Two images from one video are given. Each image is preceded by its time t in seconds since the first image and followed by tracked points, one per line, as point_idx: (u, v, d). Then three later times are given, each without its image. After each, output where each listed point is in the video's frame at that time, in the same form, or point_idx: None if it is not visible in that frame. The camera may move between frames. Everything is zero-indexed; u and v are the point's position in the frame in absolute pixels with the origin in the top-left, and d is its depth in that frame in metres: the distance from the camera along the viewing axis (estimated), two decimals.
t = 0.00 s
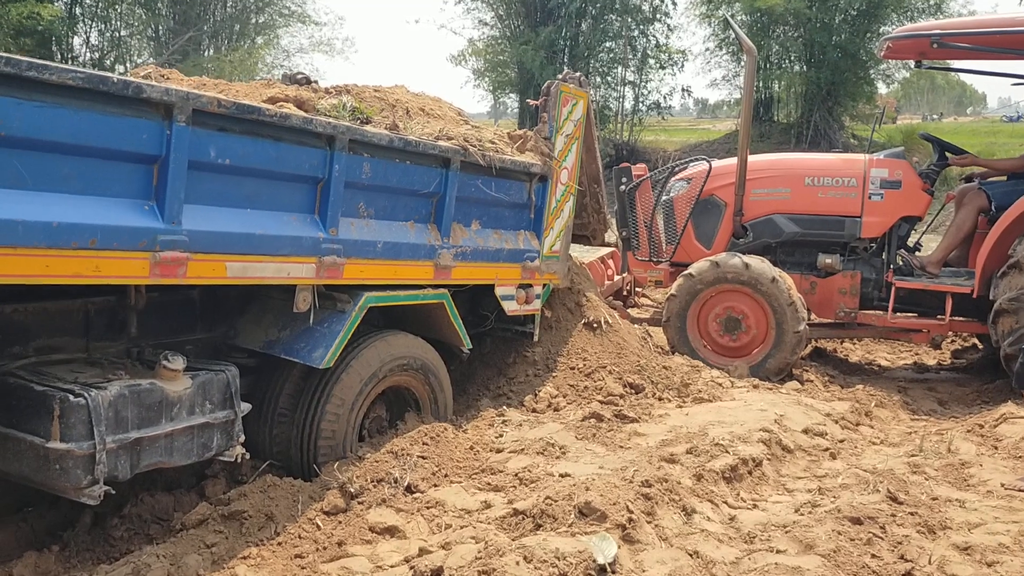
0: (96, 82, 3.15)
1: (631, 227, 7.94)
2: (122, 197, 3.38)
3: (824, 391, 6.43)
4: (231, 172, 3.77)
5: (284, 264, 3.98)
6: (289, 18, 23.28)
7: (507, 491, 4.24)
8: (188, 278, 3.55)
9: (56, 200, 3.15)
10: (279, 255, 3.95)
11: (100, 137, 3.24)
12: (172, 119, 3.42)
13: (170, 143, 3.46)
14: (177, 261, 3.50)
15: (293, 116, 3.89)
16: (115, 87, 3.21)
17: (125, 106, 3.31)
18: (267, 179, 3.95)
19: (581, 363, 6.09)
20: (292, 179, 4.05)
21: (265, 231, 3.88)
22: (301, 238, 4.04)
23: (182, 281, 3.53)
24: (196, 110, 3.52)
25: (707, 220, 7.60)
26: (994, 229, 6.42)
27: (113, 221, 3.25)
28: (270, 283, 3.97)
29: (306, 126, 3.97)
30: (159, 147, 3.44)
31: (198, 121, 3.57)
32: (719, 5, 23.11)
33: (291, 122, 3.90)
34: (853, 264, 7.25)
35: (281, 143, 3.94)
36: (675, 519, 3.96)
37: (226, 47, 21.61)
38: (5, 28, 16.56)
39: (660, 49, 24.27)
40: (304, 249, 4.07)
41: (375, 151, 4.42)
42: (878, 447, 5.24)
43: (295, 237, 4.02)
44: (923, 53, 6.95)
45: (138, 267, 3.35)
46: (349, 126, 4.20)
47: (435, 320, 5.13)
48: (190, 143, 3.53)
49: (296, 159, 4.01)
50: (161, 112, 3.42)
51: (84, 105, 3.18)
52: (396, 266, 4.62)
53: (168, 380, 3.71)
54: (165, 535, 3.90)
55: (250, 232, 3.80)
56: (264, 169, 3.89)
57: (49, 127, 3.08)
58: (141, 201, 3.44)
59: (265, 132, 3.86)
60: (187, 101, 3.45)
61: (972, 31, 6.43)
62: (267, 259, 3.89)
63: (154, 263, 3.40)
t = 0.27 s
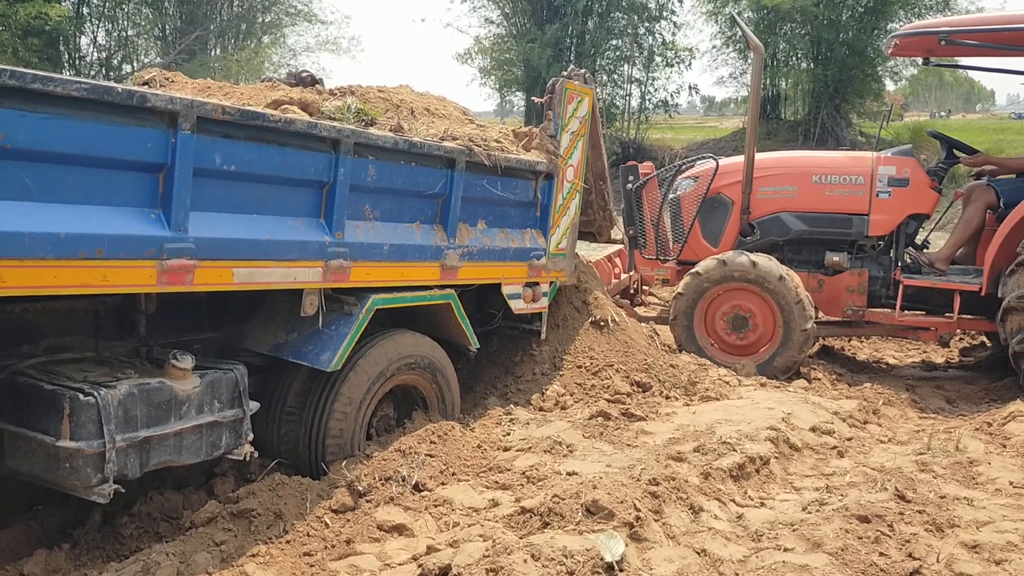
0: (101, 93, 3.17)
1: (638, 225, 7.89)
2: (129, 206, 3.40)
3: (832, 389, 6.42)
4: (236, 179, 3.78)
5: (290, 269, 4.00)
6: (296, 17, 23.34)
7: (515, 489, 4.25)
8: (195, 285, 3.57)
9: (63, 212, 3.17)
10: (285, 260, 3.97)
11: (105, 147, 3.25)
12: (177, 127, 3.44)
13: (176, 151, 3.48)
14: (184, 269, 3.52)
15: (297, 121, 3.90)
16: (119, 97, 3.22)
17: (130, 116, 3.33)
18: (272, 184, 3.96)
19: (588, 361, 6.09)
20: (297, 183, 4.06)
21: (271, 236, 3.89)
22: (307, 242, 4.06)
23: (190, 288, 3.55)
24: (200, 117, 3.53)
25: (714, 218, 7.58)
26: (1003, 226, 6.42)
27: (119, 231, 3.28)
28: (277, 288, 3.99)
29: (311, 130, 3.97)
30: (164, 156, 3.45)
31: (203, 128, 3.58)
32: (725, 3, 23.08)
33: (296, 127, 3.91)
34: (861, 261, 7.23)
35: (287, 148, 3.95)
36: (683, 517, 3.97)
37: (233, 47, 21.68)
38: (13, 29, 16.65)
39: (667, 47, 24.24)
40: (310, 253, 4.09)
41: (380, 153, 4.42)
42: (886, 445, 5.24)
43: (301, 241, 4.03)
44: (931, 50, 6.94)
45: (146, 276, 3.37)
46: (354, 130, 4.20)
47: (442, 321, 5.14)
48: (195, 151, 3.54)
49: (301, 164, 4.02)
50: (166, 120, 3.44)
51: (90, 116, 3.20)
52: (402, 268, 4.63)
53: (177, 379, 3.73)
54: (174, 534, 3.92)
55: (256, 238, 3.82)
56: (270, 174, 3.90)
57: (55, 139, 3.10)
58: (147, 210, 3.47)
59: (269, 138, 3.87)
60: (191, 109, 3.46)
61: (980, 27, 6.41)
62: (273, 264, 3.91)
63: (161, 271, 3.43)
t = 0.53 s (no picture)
0: (105, 106, 3.18)
1: (644, 227, 7.89)
2: (134, 217, 3.43)
3: (838, 389, 6.41)
4: (241, 187, 3.80)
5: (296, 276, 4.01)
6: (302, 18, 23.40)
7: (521, 490, 4.26)
8: (202, 294, 3.59)
9: (69, 224, 3.20)
10: (291, 267, 3.98)
11: (110, 159, 3.27)
12: (182, 138, 3.45)
13: (180, 161, 3.49)
14: (191, 278, 3.54)
15: (301, 129, 3.91)
16: (124, 109, 3.24)
17: (134, 128, 3.34)
18: (277, 192, 3.98)
19: (594, 362, 6.10)
20: (302, 190, 4.07)
21: (276, 244, 3.91)
22: (313, 249, 4.07)
23: (196, 298, 3.58)
24: (205, 127, 3.54)
25: (721, 219, 7.57)
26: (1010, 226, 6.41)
27: (126, 242, 3.30)
28: (283, 294, 4.00)
29: (315, 137, 3.98)
30: (169, 166, 3.47)
31: (208, 138, 3.59)
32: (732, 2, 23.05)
33: (300, 135, 3.92)
34: (868, 262, 7.21)
35: (291, 155, 3.96)
36: (689, 517, 3.97)
37: (240, 48, 21.75)
38: (22, 31, 16.76)
39: (673, 46, 24.21)
40: (316, 259, 4.10)
41: (384, 158, 4.43)
42: (892, 445, 5.23)
43: (307, 247, 4.05)
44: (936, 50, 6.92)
45: (152, 286, 3.40)
46: (358, 135, 4.21)
47: (448, 323, 5.15)
48: (200, 161, 3.56)
49: (306, 170, 4.04)
50: (171, 131, 3.45)
51: (94, 129, 3.21)
52: (408, 271, 4.64)
53: (185, 380, 3.75)
54: (182, 534, 3.94)
55: (262, 245, 3.84)
56: (274, 182, 3.91)
57: (61, 153, 3.12)
58: (152, 220, 3.49)
59: (274, 145, 3.87)
60: (195, 120, 3.47)
61: (986, 27, 6.40)
62: (279, 272, 3.93)
63: (168, 281, 3.45)
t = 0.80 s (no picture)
0: (110, 116, 3.21)
1: (657, 228, 7.91)
2: (140, 226, 3.45)
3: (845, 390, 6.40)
4: (247, 194, 3.82)
5: (302, 281, 4.03)
6: (309, 19, 23.43)
7: (527, 490, 4.27)
8: (208, 301, 3.61)
9: (76, 234, 3.22)
10: (297, 272, 4.00)
11: (115, 169, 3.29)
12: (186, 146, 3.48)
13: (185, 169, 3.52)
14: (197, 285, 3.56)
15: (305, 135, 3.92)
16: (127, 119, 3.26)
17: (139, 137, 3.37)
18: (282, 198, 3.99)
19: (600, 362, 6.11)
20: (307, 196, 4.09)
21: (282, 249, 3.93)
22: (319, 253, 4.09)
23: (203, 305, 3.60)
24: (209, 135, 3.56)
25: (733, 219, 7.56)
26: None
27: (132, 251, 3.32)
28: (290, 300, 4.02)
29: (319, 143, 4.00)
30: (174, 175, 3.50)
31: (212, 145, 3.62)
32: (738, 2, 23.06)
33: (304, 140, 3.93)
34: (882, 261, 7.20)
35: (296, 161, 3.98)
36: (695, 517, 3.97)
37: (246, 49, 21.83)
38: (30, 33, 16.86)
39: (679, 46, 24.20)
40: (321, 264, 4.12)
41: (389, 161, 4.45)
42: (899, 445, 5.22)
43: (312, 252, 4.07)
44: (949, 48, 6.92)
45: (159, 294, 3.42)
46: (362, 140, 4.22)
47: (455, 324, 5.16)
48: (205, 169, 3.58)
49: (311, 176, 4.05)
50: (175, 139, 3.48)
51: (100, 138, 3.24)
52: (414, 274, 4.65)
53: (192, 380, 3.77)
54: (190, 533, 3.95)
55: (268, 251, 3.86)
56: (279, 188, 3.93)
57: (67, 164, 3.14)
58: (159, 228, 3.51)
59: (278, 152, 3.89)
60: (199, 128, 3.50)
61: (1004, 25, 6.37)
62: (285, 277, 3.95)
63: (175, 289, 3.47)
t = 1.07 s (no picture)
0: (113, 127, 3.21)
1: (670, 229, 7.89)
2: (145, 235, 3.47)
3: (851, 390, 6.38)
4: (251, 201, 3.82)
5: (307, 286, 4.05)
6: (314, 21, 23.45)
7: (532, 490, 4.27)
8: (213, 308, 3.63)
9: (81, 244, 3.24)
10: (302, 278, 4.02)
11: (119, 180, 3.31)
12: (190, 155, 3.48)
13: (189, 178, 3.52)
14: (202, 293, 3.58)
15: (309, 141, 3.92)
16: (131, 129, 3.26)
17: (142, 147, 3.37)
18: (286, 204, 4.00)
19: (605, 362, 6.11)
20: (311, 201, 4.10)
21: (286, 255, 3.94)
22: (323, 258, 4.10)
23: (208, 312, 3.61)
24: (212, 143, 3.56)
25: (747, 219, 7.57)
26: None
27: (137, 261, 3.34)
28: (294, 305, 4.04)
29: (322, 148, 4.00)
30: (178, 183, 3.50)
31: (216, 153, 3.62)
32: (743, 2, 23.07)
33: (307, 146, 3.93)
34: (898, 259, 7.20)
35: (299, 167, 3.98)
36: (700, 517, 3.97)
37: (252, 51, 21.90)
38: (36, 35, 16.93)
39: (684, 47, 24.20)
40: (326, 269, 4.13)
41: (392, 165, 4.45)
42: (905, 445, 5.20)
43: (316, 257, 4.08)
44: (963, 44, 6.93)
45: (164, 302, 3.44)
46: (365, 145, 4.22)
47: (460, 325, 5.17)
48: (208, 177, 3.58)
49: (314, 182, 4.06)
50: (179, 148, 3.48)
51: (103, 149, 3.25)
52: (418, 277, 4.66)
53: (198, 381, 3.77)
54: (196, 533, 3.96)
55: (272, 257, 3.87)
56: (283, 194, 3.94)
57: (70, 175, 3.15)
58: (163, 237, 3.53)
59: (282, 158, 3.89)
60: (203, 136, 3.50)
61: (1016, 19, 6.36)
62: (290, 283, 3.96)
63: (180, 297, 3.49)
